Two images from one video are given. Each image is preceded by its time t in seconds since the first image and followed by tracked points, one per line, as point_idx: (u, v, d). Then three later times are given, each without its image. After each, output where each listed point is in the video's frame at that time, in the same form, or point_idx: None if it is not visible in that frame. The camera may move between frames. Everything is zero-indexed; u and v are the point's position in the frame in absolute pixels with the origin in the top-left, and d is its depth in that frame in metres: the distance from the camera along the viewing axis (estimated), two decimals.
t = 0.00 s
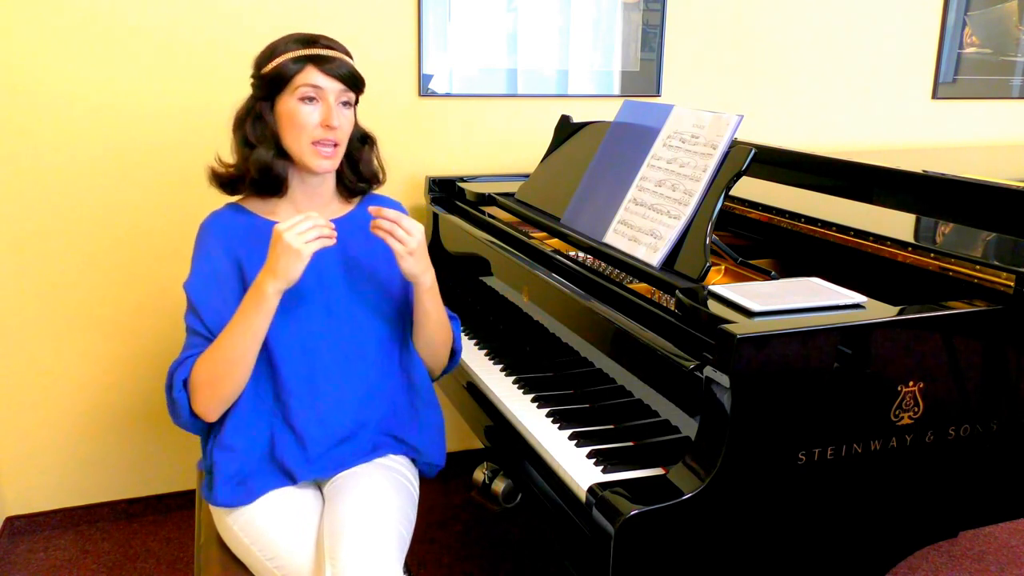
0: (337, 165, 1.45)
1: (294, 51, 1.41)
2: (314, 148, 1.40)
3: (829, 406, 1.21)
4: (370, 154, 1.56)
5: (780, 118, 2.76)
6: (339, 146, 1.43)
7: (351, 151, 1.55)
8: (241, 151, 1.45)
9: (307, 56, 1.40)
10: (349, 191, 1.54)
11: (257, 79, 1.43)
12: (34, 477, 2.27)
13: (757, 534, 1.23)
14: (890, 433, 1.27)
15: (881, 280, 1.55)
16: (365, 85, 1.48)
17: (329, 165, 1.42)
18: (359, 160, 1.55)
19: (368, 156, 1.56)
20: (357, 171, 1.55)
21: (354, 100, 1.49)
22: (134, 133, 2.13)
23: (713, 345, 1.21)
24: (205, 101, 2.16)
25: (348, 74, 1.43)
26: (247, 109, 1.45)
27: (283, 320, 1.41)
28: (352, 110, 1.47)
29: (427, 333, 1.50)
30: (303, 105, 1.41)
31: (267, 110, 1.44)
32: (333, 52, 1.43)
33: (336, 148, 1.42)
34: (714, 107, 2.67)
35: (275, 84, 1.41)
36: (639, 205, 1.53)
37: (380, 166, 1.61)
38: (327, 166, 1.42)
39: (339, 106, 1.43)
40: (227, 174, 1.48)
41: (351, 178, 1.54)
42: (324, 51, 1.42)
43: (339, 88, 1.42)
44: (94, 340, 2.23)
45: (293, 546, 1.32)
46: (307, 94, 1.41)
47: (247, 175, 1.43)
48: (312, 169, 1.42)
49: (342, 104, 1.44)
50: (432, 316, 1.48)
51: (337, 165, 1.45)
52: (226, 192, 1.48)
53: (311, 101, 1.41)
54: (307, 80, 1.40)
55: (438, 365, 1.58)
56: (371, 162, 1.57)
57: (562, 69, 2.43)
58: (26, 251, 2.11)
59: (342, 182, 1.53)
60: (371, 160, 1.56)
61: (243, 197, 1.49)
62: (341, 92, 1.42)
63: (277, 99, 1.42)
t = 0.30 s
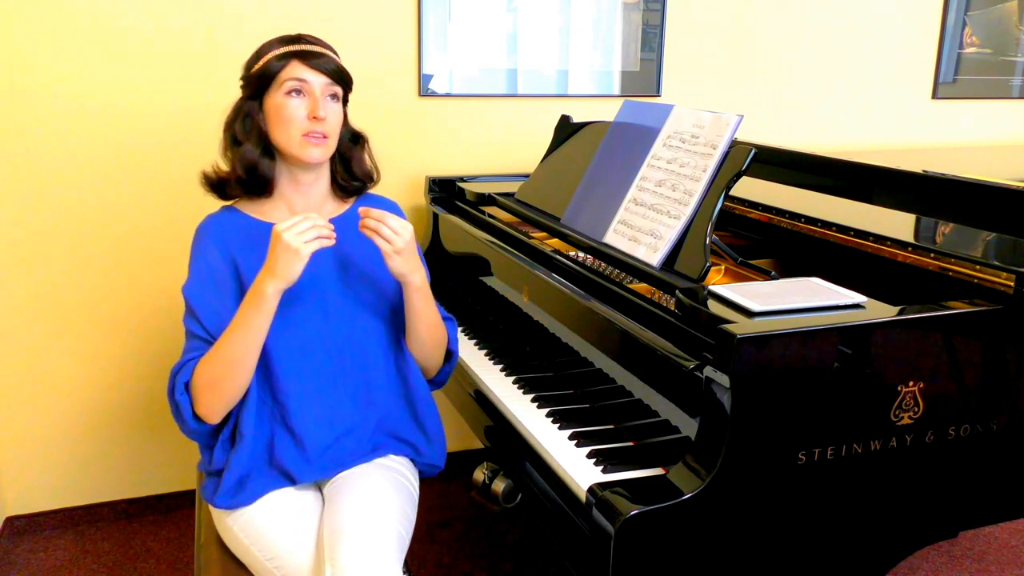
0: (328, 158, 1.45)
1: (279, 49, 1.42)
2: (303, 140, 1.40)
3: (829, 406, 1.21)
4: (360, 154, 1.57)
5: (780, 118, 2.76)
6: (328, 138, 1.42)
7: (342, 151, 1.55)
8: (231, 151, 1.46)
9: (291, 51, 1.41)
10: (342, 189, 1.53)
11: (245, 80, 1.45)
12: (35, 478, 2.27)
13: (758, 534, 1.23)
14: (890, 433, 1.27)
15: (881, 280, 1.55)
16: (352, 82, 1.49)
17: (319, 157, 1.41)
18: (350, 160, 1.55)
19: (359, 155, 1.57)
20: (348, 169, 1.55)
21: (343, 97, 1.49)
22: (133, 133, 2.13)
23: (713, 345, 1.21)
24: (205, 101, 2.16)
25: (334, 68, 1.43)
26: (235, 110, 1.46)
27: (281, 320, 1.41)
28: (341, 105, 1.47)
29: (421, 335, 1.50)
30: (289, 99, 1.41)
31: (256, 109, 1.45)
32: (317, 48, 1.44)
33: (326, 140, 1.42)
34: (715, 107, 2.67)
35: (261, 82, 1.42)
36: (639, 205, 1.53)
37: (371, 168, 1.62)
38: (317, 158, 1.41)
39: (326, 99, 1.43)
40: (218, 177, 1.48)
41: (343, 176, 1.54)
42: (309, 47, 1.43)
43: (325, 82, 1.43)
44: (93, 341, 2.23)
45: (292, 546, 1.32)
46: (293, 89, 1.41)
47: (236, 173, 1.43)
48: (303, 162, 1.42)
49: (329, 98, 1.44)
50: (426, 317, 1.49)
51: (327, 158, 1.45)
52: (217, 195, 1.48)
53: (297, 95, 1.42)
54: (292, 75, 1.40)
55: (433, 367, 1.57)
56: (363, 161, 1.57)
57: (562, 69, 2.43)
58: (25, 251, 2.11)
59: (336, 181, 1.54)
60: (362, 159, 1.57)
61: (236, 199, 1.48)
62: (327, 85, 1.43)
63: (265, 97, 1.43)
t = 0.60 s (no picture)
0: (326, 160, 1.44)
1: (277, 50, 1.42)
2: (300, 142, 1.40)
3: (829, 406, 1.21)
4: (360, 154, 1.56)
5: (781, 118, 2.76)
6: (325, 139, 1.42)
7: (341, 151, 1.54)
8: (230, 152, 1.46)
9: (289, 53, 1.41)
10: (341, 190, 1.53)
11: (243, 81, 1.45)
12: (35, 477, 2.27)
13: (757, 534, 1.23)
14: (890, 433, 1.27)
15: (881, 280, 1.55)
16: (351, 82, 1.48)
17: (317, 159, 1.41)
18: (349, 160, 1.54)
19: (358, 155, 1.55)
20: (347, 170, 1.54)
21: (341, 98, 1.49)
22: (133, 133, 2.13)
23: (713, 345, 1.21)
24: (205, 101, 2.16)
25: (332, 70, 1.43)
26: (233, 110, 1.46)
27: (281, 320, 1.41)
28: (339, 106, 1.47)
29: (418, 336, 1.49)
30: (287, 100, 1.41)
31: (254, 110, 1.45)
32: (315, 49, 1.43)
33: (323, 142, 1.42)
34: (715, 107, 2.67)
35: (260, 83, 1.42)
36: (639, 205, 1.53)
37: (371, 168, 1.60)
38: (314, 159, 1.41)
39: (324, 100, 1.42)
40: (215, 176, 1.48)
41: (342, 177, 1.53)
42: (307, 49, 1.43)
43: (323, 83, 1.42)
44: (93, 341, 2.23)
45: (292, 546, 1.32)
46: (291, 90, 1.41)
47: (235, 174, 1.44)
48: (300, 163, 1.42)
49: (327, 100, 1.44)
50: (424, 318, 1.48)
51: (325, 160, 1.44)
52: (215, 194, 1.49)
53: (295, 97, 1.41)
54: (290, 76, 1.40)
55: (430, 367, 1.56)
56: (362, 161, 1.56)
57: (562, 70, 2.43)
58: (25, 251, 2.11)
59: (335, 183, 1.53)
60: (361, 159, 1.56)
61: (234, 200, 1.49)
62: (325, 87, 1.43)
63: (263, 98, 1.43)
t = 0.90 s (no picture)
0: (329, 160, 1.45)
1: (279, 50, 1.42)
2: (303, 142, 1.40)
3: (829, 405, 1.21)
4: (363, 154, 1.56)
5: (781, 118, 2.76)
6: (328, 139, 1.42)
7: (344, 152, 1.55)
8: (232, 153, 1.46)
9: (291, 53, 1.41)
10: (344, 190, 1.54)
11: (246, 81, 1.45)
12: (35, 478, 2.27)
13: (757, 534, 1.23)
14: (890, 433, 1.27)
15: (881, 280, 1.55)
16: (353, 82, 1.48)
17: (319, 159, 1.41)
18: (352, 160, 1.55)
19: (362, 155, 1.56)
20: (351, 170, 1.54)
21: (344, 98, 1.49)
22: (133, 133, 2.13)
23: (713, 345, 1.21)
24: (205, 100, 2.16)
25: (334, 70, 1.43)
26: (236, 111, 1.46)
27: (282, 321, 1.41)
28: (341, 105, 1.47)
29: (419, 338, 1.49)
30: (289, 100, 1.41)
31: (256, 110, 1.45)
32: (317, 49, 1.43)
33: (326, 142, 1.42)
34: (715, 107, 2.67)
35: (262, 83, 1.42)
36: (639, 205, 1.53)
37: (375, 167, 1.60)
38: (317, 159, 1.41)
39: (326, 100, 1.43)
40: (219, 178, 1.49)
41: (345, 178, 1.54)
42: (309, 49, 1.43)
43: (325, 83, 1.43)
44: (93, 341, 2.23)
45: (292, 546, 1.32)
46: (293, 90, 1.41)
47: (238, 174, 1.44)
48: (303, 163, 1.42)
49: (329, 100, 1.44)
50: (426, 319, 1.48)
51: (328, 160, 1.44)
52: (218, 195, 1.49)
53: (297, 97, 1.41)
54: (292, 76, 1.40)
55: (430, 368, 1.56)
56: (365, 161, 1.56)
57: (562, 69, 2.43)
58: (25, 250, 2.11)
59: (338, 183, 1.54)
60: (365, 159, 1.56)
61: (237, 200, 1.49)
62: (327, 86, 1.43)
63: (265, 98, 1.44)
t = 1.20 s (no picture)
0: (337, 159, 1.44)
1: (286, 49, 1.42)
2: (310, 141, 1.40)
3: (829, 406, 1.21)
4: (371, 154, 1.56)
5: (781, 118, 2.76)
6: (336, 138, 1.42)
7: (353, 151, 1.55)
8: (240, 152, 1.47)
9: (298, 52, 1.41)
10: (353, 191, 1.53)
11: (253, 81, 1.45)
12: (35, 478, 2.27)
13: (757, 534, 1.23)
14: (890, 433, 1.27)
15: (881, 280, 1.55)
16: (361, 81, 1.48)
17: (327, 158, 1.41)
18: (360, 160, 1.54)
19: (369, 155, 1.56)
20: (359, 171, 1.54)
21: (351, 98, 1.49)
22: (133, 133, 2.13)
23: (713, 345, 1.21)
24: (205, 101, 2.16)
25: (341, 69, 1.43)
26: (243, 111, 1.47)
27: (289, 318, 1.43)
28: (349, 105, 1.46)
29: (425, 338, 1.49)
30: (296, 100, 1.41)
31: (263, 110, 1.46)
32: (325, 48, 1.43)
33: (333, 141, 1.42)
34: (715, 107, 2.67)
35: (269, 82, 1.42)
36: (639, 205, 1.53)
37: (383, 166, 1.60)
38: (325, 159, 1.41)
39: (333, 99, 1.42)
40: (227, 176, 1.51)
41: (354, 179, 1.53)
42: (316, 48, 1.43)
43: (332, 82, 1.43)
44: (93, 340, 2.23)
45: (293, 546, 1.32)
46: (300, 89, 1.41)
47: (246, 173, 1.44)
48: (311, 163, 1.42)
49: (336, 99, 1.43)
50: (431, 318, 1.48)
51: (336, 159, 1.44)
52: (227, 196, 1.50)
53: (304, 96, 1.42)
54: (299, 76, 1.40)
55: (433, 370, 1.56)
56: (374, 161, 1.56)
57: (563, 69, 2.43)
58: (25, 249, 2.11)
59: (346, 183, 1.53)
60: (373, 159, 1.57)
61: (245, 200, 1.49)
62: (334, 86, 1.43)
63: (272, 98, 1.44)
